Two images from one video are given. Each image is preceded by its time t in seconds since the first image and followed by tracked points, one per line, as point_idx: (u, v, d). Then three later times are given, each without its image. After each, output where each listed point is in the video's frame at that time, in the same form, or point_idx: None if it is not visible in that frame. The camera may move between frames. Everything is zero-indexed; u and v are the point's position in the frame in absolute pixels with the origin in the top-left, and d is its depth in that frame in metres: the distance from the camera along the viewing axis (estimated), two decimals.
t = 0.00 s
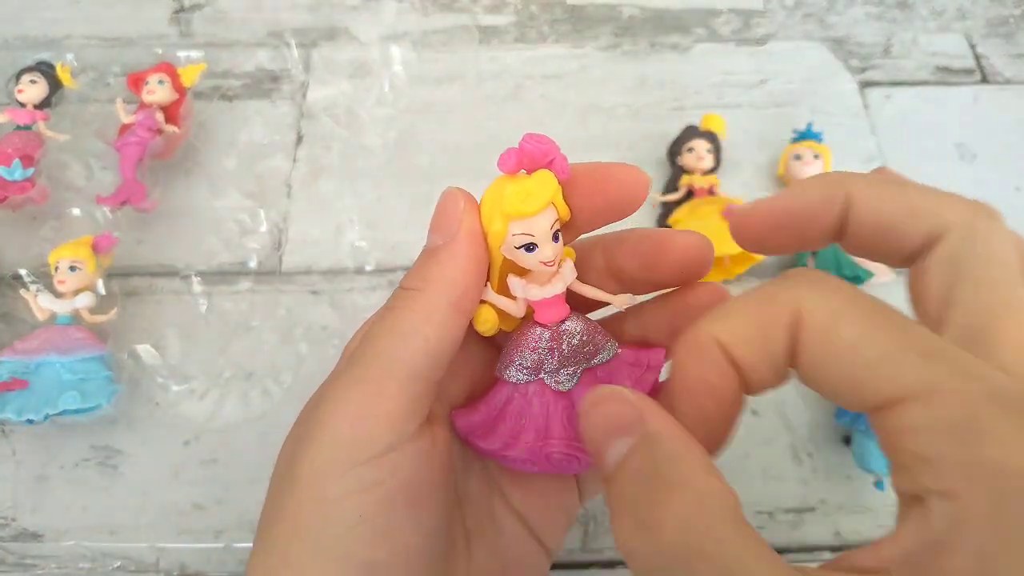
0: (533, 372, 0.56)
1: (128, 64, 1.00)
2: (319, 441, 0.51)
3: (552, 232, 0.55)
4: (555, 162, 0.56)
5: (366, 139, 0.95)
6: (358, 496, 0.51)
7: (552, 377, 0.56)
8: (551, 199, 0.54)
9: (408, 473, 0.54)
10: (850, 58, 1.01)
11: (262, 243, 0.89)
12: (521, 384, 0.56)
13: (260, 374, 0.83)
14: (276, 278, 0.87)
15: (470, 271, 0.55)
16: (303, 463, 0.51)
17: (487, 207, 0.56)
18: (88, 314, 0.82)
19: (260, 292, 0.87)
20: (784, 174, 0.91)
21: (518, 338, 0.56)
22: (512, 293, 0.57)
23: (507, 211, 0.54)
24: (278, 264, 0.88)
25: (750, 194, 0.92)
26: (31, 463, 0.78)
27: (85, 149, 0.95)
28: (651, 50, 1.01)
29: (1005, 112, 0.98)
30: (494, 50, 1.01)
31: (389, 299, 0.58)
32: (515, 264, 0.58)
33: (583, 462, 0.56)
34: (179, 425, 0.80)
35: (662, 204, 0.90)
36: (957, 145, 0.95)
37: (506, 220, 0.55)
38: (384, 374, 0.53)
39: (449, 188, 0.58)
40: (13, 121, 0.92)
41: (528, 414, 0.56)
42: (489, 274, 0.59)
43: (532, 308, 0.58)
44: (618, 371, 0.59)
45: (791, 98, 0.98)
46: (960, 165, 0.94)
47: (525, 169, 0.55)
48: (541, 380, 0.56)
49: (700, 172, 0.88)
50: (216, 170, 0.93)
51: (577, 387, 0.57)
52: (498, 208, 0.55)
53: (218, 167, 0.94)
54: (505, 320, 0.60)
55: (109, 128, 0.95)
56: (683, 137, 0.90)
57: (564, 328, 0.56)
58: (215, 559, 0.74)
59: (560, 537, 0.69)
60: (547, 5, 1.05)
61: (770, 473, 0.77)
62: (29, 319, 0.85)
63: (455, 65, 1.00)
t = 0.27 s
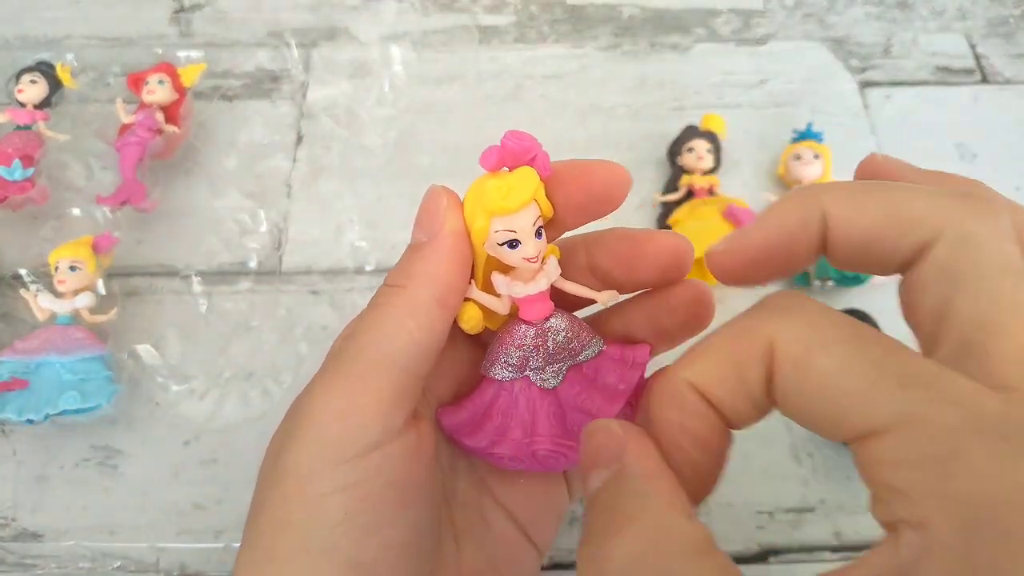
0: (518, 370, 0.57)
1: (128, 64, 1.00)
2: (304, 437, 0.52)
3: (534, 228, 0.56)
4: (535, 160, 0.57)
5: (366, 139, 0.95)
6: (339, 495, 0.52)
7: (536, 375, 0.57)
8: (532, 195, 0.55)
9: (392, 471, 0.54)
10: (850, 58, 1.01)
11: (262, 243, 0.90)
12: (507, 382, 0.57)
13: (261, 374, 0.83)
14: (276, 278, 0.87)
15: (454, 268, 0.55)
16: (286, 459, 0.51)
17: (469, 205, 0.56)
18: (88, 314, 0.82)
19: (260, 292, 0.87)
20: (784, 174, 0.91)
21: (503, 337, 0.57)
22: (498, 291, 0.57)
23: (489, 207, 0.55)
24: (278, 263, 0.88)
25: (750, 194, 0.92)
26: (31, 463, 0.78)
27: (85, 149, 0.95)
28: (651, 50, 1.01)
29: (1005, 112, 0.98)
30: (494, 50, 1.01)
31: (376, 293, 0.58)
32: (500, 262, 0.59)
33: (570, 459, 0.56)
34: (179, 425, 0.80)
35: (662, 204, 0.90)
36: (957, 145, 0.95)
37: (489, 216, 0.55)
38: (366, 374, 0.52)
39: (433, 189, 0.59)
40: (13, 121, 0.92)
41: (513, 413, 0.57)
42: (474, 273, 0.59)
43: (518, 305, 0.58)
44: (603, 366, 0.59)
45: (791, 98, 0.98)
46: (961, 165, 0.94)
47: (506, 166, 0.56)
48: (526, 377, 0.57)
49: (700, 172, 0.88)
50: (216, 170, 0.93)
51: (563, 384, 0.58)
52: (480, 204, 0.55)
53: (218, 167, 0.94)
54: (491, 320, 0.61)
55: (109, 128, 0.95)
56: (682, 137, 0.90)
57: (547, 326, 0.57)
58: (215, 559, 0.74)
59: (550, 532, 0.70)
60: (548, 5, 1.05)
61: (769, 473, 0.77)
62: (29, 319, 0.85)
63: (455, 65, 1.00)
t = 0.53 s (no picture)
0: (523, 380, 0.56)
1: (128, 64, 1.00)
2: (294, 445, 0.52)
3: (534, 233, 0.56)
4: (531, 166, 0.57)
5: (365, 139, 0.95)
6: (331, 505, 0.52)
7: (543, 385, 0.56)
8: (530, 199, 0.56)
9: (387, 480, 0.55)
10: (850, 58, 1.01)
11: (262, 243, 0.89)
12: (514, 393, 0.57)
13: (261, 374, 0.83)
14: (276, 278, 0.87)
15: (453, 272, 0.55)
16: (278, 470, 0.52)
17: (465, 212, 0.57)
18: (88, 314, 0.82)
19: (260, 292, 0.87)
20: (784, 174, 0.91)
21: (508, 348, 0.57)
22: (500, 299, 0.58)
23: (487, 212, 0.55)
24: (279, 263, 0.88)
25: (750, 194, 0.92)
26: (31, 463, 0.78)
27: (85, 149, 0.95)
28: (651, 50, 1.01)
29: (1004, 112, 0.97)
30: (494, 50, 1.01)
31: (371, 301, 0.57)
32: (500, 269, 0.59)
33: (582, 472, 0.56)
34: (179, 425, 0.80)
35: (662, 204, 0.90)
36: (957, 146, 0.95)
37: (487, 222, 0.55)
38: (361, 383, 0.53)
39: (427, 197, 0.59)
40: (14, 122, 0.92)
41: (520, 425, 0.56)
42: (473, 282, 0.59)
43: (520, 313, 0.58)
44: (613, 377, 0.59)
45: (791, 98, 0.98)
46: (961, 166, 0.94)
47: (502, 171, 0.57)
48: (532, 388, 0.56)
49: (700, 173, 0.88)
50: (216, 170, 0.93)
51: (570, 396, 0.57)
52: (477, 210, 0.55)
53: (218, 167, 0.94)
54: (492, 331, 0.60)
55: (109, 128, 0.95)
56: (682, 137, 0.90)
57: (551, 334, 0.57)
58: (215, 559, 0.74)
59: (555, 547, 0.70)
60: (548, 5, 1.05)
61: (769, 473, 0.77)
62: (29, 319, 0.85)
63: (455, 65, 1.00)
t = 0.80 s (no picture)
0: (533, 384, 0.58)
1: (128, 64, 1.00)
2: (297, 456, 0.54)
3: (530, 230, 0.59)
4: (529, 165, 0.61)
5: (365, 139, 0.95)
6: (335, 521, 0.54)
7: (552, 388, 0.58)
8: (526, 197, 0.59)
9: (397, 496, 0.57)
10: (850, 58, 1.01)
11: (262, 243, 0.89)
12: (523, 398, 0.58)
13: (261, 374, 0.83)
14: (276, 278, 0.87)
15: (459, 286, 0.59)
16: (279, 482, 0.54)
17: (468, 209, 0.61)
18: (88, 313, 0.83)
19: (260, 292, 0.87)
20: (784, 174, 0.91)
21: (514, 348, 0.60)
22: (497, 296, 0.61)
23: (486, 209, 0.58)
24: (279, 263, 0.88)
25: (750, 194, 0.92)
26: (30, 463, 0.78)
27: (85, 149, 0.95)
28: (651, 50, 1.01)
29: (1004, 112, 0.98)
30: (494, 49, 1.01)
31: (377, 311, 0.61)
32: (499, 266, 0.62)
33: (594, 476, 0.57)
34: (179, 425, 0.80)
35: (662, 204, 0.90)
36: (957, 146, 0.95)
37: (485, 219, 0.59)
38: (378, 391, 0.56)
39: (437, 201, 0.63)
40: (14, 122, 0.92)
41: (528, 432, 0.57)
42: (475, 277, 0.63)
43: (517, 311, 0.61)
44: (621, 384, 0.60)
45: (791, 98, 0.98)
46: (961, 166, 0.94)
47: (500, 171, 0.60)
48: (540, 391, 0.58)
49: (700, 173, 0.88)
50: (216, 170, 0.93)
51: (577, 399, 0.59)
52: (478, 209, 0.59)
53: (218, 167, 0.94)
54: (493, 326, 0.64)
55: (108, 128, 0.95)
56: (682, 137, 0.90)
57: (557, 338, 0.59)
58: (215, 560, 0.74)
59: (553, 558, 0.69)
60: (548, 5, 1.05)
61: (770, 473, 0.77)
62: (28, 319, 0.85)
63: (455, 65, 1.00)
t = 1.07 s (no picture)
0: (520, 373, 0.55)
1: (128, 64, 1.00)
2: (278, 447, 0.51)
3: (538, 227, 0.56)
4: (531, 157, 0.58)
5: (365, 139, 0.95)
6: (309, 510, 0.51)
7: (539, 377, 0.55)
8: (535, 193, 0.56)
9: (373, 491, 0.53)
10: (850, 58, 1.01)
11: (262, 243, 0.89)
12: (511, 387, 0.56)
13: (261, 373, 0.83)
14: (276, 278, 0.87)
15: (444, 271, 0.55)
16: (256, 477, 0.51)
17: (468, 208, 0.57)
18: (88, 314, 0.82)
19: (261, 292, 0.87)
20: (783, 173, 0.91)
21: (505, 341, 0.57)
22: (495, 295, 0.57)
23: (494, 204, 0.55)
24: (279, 263, 0.88)
25: (750, 194, 0.92)
26: (30, 463, 0.78)
27: (85, 150, 0.95)
28: (651, 50, 1.01)
29: (1004, 112, 0.98)
30: (494, 50, 1.01)
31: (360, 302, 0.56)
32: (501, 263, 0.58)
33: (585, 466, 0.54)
34: (179, 425, 0.80)
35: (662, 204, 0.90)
36: (957, 145, 0.95)
37: (492, 216, 0.55)
38: (353, 383, 0.52)
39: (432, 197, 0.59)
40: (13, 122, 0.92)
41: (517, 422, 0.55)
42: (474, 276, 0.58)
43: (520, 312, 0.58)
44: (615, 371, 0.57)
45: (791, 98, 0.98)
46: (960, 165, 0.94)
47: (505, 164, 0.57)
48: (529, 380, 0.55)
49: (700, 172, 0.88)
50: (216, 170, 0.93)
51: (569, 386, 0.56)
52: (483, 205, 0.56)
53: (218, 167, 0.93)
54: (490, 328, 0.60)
55: (108, 128, 0.95)
56: (682, 137, 0.90)
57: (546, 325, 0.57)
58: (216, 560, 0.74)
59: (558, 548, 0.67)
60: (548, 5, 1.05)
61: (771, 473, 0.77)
62: (28, 319, 0.85)
63: (455, 65, 1.00)
